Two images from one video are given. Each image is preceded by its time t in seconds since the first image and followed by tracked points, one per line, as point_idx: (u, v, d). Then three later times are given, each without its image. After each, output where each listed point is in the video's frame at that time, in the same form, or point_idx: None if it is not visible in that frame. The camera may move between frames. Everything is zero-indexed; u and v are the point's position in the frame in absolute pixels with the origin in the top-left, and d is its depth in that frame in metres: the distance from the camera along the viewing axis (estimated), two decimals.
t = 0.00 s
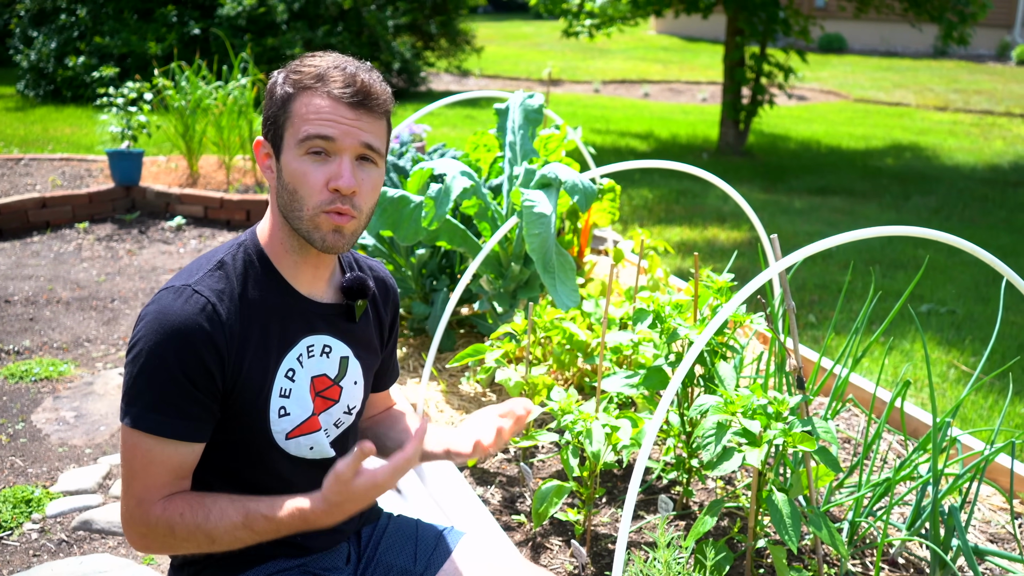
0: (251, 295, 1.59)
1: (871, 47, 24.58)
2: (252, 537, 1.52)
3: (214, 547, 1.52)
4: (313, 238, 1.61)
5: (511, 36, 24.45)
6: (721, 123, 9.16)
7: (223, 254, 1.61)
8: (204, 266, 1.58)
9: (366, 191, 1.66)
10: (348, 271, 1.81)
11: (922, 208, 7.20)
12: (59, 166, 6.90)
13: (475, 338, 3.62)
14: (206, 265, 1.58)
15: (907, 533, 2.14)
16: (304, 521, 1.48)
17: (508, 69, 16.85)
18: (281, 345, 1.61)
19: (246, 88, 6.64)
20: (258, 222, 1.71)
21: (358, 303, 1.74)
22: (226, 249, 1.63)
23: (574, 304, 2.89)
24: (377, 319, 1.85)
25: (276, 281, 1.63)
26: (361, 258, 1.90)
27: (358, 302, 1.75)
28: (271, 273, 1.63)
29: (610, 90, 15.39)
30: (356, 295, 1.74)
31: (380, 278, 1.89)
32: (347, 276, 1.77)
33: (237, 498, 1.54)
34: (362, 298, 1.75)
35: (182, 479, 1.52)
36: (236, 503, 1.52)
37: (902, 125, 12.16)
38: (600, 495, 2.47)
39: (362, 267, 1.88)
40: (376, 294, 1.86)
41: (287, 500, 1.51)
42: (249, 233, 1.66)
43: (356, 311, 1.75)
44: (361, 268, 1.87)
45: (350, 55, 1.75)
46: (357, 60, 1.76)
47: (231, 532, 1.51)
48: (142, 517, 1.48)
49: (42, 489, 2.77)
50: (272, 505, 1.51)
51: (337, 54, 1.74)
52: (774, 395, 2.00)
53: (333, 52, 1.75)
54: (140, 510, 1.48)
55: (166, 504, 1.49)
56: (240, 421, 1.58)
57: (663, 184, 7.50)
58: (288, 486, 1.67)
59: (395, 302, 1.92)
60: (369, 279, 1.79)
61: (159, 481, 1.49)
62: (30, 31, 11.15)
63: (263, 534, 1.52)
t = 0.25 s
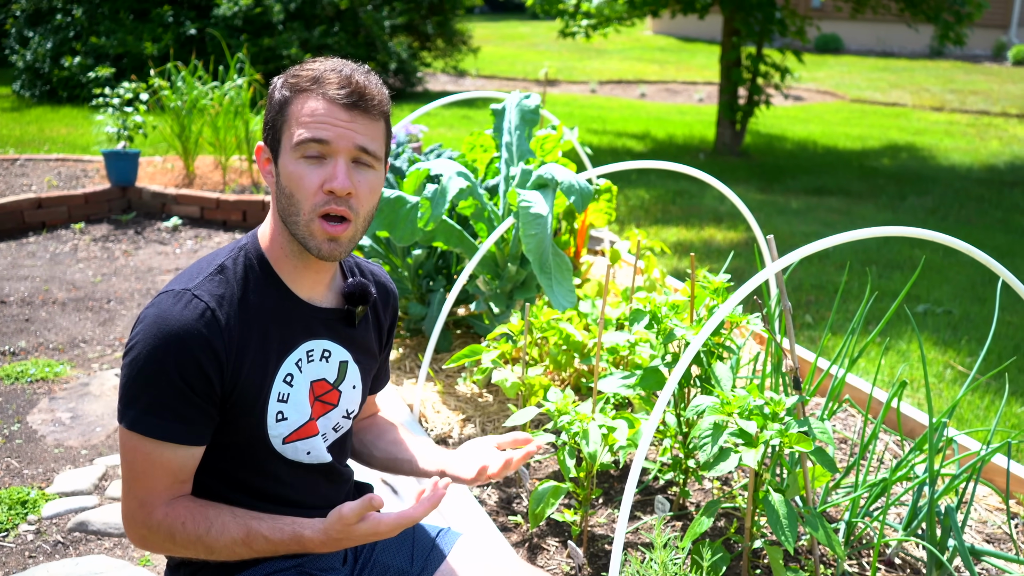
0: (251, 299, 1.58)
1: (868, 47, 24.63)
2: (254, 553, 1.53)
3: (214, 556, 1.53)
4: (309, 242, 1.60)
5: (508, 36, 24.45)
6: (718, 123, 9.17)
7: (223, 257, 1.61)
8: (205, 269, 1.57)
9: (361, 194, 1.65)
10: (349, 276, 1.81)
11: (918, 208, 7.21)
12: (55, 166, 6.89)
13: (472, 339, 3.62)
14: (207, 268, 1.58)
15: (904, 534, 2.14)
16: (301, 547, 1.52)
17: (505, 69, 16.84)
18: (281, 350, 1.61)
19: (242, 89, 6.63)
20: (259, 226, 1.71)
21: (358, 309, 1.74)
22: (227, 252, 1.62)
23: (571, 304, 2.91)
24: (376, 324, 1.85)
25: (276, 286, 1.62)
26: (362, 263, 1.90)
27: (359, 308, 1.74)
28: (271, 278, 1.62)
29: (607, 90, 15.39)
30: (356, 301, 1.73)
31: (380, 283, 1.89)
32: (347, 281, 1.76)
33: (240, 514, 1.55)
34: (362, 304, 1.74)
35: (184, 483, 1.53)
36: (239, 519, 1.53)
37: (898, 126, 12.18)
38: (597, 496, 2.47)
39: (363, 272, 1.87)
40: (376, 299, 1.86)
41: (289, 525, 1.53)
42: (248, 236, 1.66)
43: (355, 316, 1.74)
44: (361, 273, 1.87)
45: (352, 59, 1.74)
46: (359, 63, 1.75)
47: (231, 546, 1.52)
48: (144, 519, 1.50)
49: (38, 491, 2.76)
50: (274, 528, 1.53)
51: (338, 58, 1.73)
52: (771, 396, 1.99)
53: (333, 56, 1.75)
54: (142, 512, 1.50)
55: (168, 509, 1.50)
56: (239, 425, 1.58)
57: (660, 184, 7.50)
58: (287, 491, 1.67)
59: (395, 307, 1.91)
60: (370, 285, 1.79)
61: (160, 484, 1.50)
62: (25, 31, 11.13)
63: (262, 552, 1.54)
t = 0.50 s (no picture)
0: (251, 301, 1.58)
1: (865, 50, 24.67)
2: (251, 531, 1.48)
3: (214, 545, 1.49)
4: (318, 250, 1.60)
5: (506, 39, 24.47)
6: (716, 126, 9.18)
7: (222, 260, 1.60)
8: (203, 271, 1.57)
9: (367, 203, 1.65)
10: (347, 277, 1.81)
11: (915, 211, 7.22)
12: (52, 168, 6.88)
13: (470, 341, 3.62)
14: (205, 270, 1.58)
15: (901, 537, 2.15)
16: (295, 509, 1.45)
17: (502, 71, 16.86)
18: (281, 351, 1.61)
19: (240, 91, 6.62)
20: (257, 228, 1.71)
21: (357, 310, 1.74)
22: (226, 255, 1.62)
23: (568, 307, 2.88)
24: (375, 325, 1.85)
25: (275, 288, 1.62)
26: (360, 265, 1.90)
27: (357, 309, 1.74)
28: (271, 280, 1.62)
29: (604, 92, 15.41)
30: (355, 302, 1.74)
31: (378, 285, 1.89)
32: (346, 283, 1.77)
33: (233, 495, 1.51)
34: (361, 305, 1.75)
35: (185, 482, 1.51)
36: (230, 499, 1.49)
37: (895, 129, 12.20)
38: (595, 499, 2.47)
39: (361, 273, 1.87)
40: (374, 301, 1.86)
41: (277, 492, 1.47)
42: (248, 239, 1.66)
43: (354, 317, 1.74)
44: (359, 274, 1.87)
45: (351, 62, 1.73)
46: (359, 67, 1.74)
47: (228, 528, 1.48)
48: (145, 520, 1.48)
49: (35, 493, 2.75)
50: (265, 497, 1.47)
51: (336, 61, 1.72)
52: (768, 399, 1.99)
53: (333, 59, 1.73)
54: (144, 513, 1.48)
55: (167, 506, 1.47)
56: (240, 426, 1.58)
57: (658, 187, 7.51)
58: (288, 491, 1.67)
59: (393, 308, 1.91)
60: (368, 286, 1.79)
61: (161, 484, 1.48)
62: (22, 32, 11.12)
63: (259, 528, 1.48)
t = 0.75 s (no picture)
0: (258, 303, 1.59)
1: (866, 52, 24.68)
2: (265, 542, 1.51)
3: (225, 554, 1.51)
4: (320, 251, 1.61)
5: (507, 40, 24.48)
6: (716, 128, 9.18)
7: (229, 262, 1.61)
8: (211, 273, 1.57)
9: (369, 204, 1.66)
10: (352, 280, 1.81)
11: (916, 213, 7.22)
12: (53, 169, 6.88)
13: (471, 343, 3.62)
14: (213, 272, 1.58)
15: (902, 538, 2.15)
16: (309, 523, 1.48)
17: (503, 73, 16.86)
18: (288, 353, 1.61)
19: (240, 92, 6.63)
20: (263, 230, 1.71)
21: (362, 311, 1.74)
22: (233, 257, 1.62)
23: (569, 308, 2.89)
24: (379, 327, 1.85)
25: (281, 290, 1.62)
26: (365, 266, 1.90)
27: (363, 311, 1.74)
28: (277, 283, 1.62)
29: (605, 94, 15.41)
30: (360, 304, 1.74)
31: (383, 287, 1.89)
32: (352, 284, 1.76)
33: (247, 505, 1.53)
34: (366, 307, 1.75)
35: (196, 486, 1.52)
36: (246, 510, 1.51)
37: (896, 131, 12.20)
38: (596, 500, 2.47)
39: (366, 275, 1.87)
40: (379, 303, 1.86)
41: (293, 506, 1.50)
42: (254, 241, 1.66)
43: (360, 319, 1.74)
44: (364, 276, 1.87)
45: (351, 63, 1.73)
46: (358, 68, 1.74)
47: (241, 538, 1.50)
48: (158, 523, 1.50)
49: (36, 494, 2.76)
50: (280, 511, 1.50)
51: (336, 61, 1.72)
52: (769, 400, 2.00)
53: (333, 60, 1.73)
54: (157, 516, 1.50)
55: (180, 512, 1.49)
56: (246, 428, 1.59)
57: (658, 189, 7.51)
58: (292, 492, 1.68)
59: (398, 309, 1.91)
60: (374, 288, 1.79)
61: (177, 488, 1.50)
62: (23, 34, 11.13)
63: (272, 539, 1.51)
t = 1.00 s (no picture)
0: (257, 308, 1.59)
1: (866, 54, 24.69)
2: (269, 545, 1.55)
3: (225, 555, 1.54)
4: (321, 255, 1.61)
5: (507, 42, 24.49)
6: (716, 129, 9.18)
7: (230, 265, 1.61)
8: (210, 277, 1.58)
9: (370, 208, 1.66)
10: (355, 284, 1.81)
11: (916, 214, 7.22)
12: (54, 171, 6.89)
13: (471, 344, 3.62)
14: (213, 276, 1.58)
15: (902, 539, 2.15)
16: (317, 532, 1.56)
17: (503, 74, 16.87)
18: (285, 357, 1.61)
19: (241, 94, 6.63)
20: (267, 234, 1.72)
21: (363, 317, 1.75)
22: (234, 260, 1.62)
23: (569, 310, 2.88)
24: (381, 331, 1.85)
25: (282, 293, 1.63)
26: (368, 271, 1.90)
27: (364, 317, 1.75)
28: (278, 288, 1.63)
29: (605, 96, 15.43)
30: (362, 310, 1.74)
31: (386, 290, 1.90)
32: (354, 289, 1.77)
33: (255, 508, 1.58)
34: (368, 312, 1.75)
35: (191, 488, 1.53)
36: (253, 512, 1.56)
37: (896, 132, 12.21)
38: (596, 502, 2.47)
39: (368, 279, 1.88)
40: (382, 308, 1.87)
41: (306, 513, 1.57)
42: (257, 245, 1.67)
43: (360, 324, 1.75)
44: (367, 280, 1.88)
45: (355, 66, 1.74)
46: (362, 71, 1.75)
47: (245, 538, 1.54)
48: (154, 524, 1.50)
49: (36, 495, 2.76)
50: (290, 515, 1.56)
51: (339, 65, 1.72)
52: (769, 402, 2.01)
53: (337, 63, 1.74)
54: (151, 517, 1.50)
55: (179, 512, 1.51)
56: (243, 432, 1.59)
57: (658, 190, 7.52)
58: (287, 496, 1.68)
59: (399, 314, 1.92)
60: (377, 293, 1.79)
61: (167, 490, 1.50)
62: (24, 36, 11.14)
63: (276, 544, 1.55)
